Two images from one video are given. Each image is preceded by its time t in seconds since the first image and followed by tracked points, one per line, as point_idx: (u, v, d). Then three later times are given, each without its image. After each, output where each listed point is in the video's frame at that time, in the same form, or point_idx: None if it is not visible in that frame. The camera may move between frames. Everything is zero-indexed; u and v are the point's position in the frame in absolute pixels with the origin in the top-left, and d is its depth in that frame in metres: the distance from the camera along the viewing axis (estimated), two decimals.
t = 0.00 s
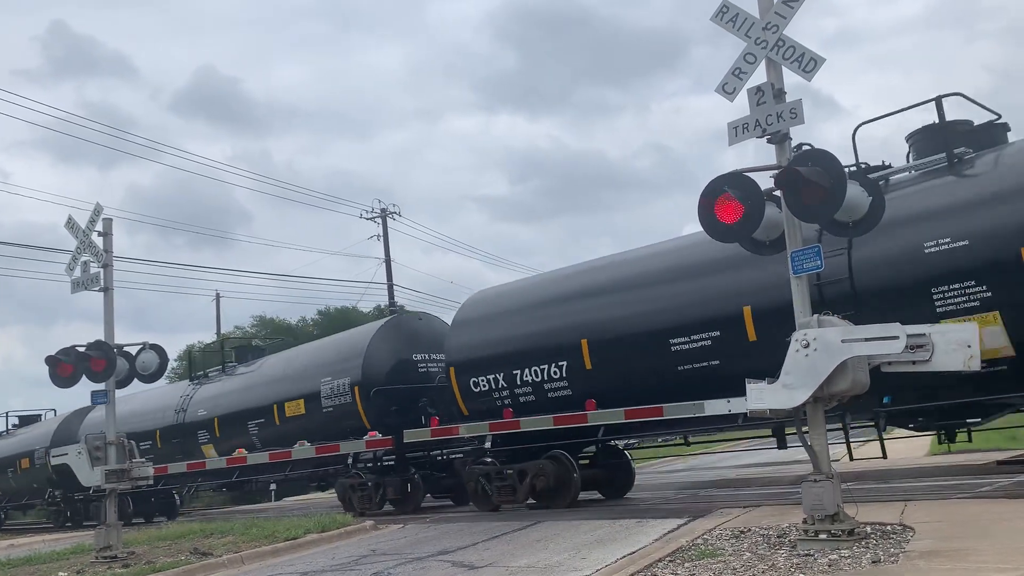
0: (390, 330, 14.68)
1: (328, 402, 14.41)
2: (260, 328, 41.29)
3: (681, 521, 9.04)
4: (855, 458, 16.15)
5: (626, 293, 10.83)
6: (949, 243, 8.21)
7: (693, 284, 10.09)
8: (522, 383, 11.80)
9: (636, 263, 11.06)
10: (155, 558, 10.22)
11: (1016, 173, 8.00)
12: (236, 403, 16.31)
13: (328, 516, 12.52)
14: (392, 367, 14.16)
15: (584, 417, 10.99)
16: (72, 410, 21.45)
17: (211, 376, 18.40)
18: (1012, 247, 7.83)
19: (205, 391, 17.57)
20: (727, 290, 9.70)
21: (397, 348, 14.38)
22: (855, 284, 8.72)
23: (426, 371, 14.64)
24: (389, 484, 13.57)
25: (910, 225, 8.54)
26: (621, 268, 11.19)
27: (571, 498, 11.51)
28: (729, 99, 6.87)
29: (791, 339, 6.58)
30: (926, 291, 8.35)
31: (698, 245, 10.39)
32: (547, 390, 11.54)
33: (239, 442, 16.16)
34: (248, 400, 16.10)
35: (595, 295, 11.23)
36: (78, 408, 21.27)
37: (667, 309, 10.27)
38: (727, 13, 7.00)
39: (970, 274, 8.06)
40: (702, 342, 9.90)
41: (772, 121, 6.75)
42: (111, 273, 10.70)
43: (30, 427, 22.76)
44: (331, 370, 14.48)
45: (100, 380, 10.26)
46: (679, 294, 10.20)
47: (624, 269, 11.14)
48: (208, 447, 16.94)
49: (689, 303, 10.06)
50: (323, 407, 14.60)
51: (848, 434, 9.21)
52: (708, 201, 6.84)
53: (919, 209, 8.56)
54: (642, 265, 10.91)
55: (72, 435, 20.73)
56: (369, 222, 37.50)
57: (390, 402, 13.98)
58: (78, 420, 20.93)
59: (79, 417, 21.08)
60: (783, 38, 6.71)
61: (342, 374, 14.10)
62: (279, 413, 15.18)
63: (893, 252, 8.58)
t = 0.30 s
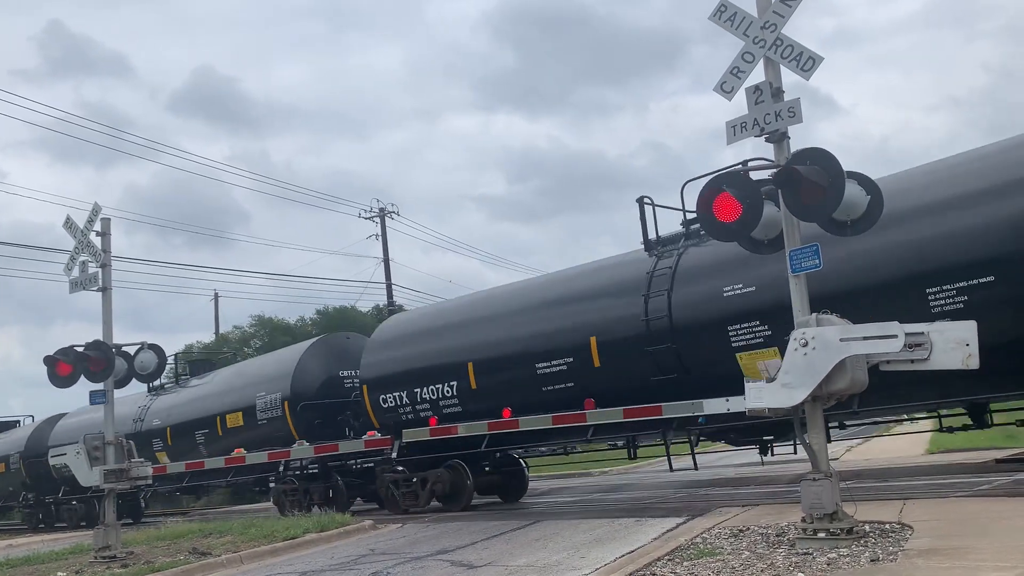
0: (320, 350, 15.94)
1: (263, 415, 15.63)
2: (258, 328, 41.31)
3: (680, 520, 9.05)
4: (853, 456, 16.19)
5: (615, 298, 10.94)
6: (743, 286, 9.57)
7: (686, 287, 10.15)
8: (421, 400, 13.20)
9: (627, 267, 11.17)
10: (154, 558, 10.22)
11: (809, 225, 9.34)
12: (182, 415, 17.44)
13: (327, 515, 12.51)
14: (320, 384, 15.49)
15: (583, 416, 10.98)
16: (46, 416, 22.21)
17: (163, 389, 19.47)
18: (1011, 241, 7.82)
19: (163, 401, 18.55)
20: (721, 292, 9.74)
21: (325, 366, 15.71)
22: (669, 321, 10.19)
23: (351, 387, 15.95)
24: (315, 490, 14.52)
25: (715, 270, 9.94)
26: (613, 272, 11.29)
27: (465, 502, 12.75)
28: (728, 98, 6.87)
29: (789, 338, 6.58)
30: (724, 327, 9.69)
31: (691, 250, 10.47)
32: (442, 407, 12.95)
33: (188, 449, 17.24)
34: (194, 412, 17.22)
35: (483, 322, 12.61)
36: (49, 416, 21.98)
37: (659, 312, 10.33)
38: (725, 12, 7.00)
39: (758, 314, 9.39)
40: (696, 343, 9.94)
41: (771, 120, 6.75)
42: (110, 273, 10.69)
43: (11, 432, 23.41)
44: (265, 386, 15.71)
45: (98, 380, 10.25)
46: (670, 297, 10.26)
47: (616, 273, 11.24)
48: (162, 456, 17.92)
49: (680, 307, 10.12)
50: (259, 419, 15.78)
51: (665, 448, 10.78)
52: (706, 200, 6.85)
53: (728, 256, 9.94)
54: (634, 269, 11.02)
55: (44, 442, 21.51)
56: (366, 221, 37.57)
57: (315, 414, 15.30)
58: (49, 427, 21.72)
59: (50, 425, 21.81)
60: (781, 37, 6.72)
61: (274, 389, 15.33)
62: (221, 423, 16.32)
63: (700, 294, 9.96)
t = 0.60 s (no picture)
0: (261, 364, 16.92)
1: (209, 426, 16.53)
2: (256, 328, 41.31)
3: (679, 520, 9.05)
4: (851, 455, 16.22)
5: (603, 299, 11.14)
6: (592, 319, 11.12)
7: (677, 286, 10.27)
8: (342, 415, 14.58)
9: (615, 272, 11.38)
10: (154, 558, 10.21)
11: (648, 267, 10.83)
12: (138, 424, 18.27)
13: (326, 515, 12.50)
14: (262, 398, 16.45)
15: (581, 415, 10.97)
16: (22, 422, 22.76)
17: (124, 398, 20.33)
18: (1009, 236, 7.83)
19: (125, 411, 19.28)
20: (712, 288, 9.83)
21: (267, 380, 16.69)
22: (577, 340, 11.20)
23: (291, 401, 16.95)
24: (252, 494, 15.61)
25: (575, 305, 11.46)
26: (603, 276, 11.50)
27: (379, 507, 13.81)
28: (727, 97, 6.87)
29: (788, 337, 6.58)
30: (578, 354, 11.21)
31: (673, 252, 10.75)
32: (358, 422, 14.36)
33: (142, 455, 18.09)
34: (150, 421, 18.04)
35: (393, 344, 14.04)
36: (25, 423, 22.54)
37: (652, 311, 10.42)
38: (723, 11, 6.99)
39: (601, 345, 10.94)
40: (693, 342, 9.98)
41: (770, 119, 6.75)
42: (108, 273, 10.69)
43: None
44: (210, 399, 16.64)
45: (97, 380, 10.25)
46: (658, 297, 10.42)
47: (600, 278, 11.51)
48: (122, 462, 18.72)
49: (672, 305, 10.22)
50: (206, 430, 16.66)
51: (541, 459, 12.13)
52: (705, 200, 6.85)
53: (587, 292, 11.46)
54: (621, 273, 11.24)
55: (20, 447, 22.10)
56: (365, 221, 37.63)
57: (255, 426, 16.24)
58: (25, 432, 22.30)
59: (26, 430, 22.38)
60: (780, 36, 6.72)
61: (218, 402, 16.26)
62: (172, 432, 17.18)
63: (562, 326, 11.46)
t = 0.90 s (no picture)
0: (214, 376, 17.70)
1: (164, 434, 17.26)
2: (256, 329, 41.32)
3: (679, 519, 9.05)
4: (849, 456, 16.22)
5: (591, 301, 11.29)
6: (477, 346, 12.50)
7: (671, 284, 10.39)
8: (275, 427, 15.91)
9: (601, 273, 11.53)
10: (153, 558, 10.21)
11: (530, 299, 12.24)
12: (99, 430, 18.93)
13: (326, 514, 12.50)
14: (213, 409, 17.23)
15: (580, 415, 10.97)
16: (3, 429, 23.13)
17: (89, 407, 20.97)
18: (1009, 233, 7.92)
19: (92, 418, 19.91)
20: (710, 285, 9.93)
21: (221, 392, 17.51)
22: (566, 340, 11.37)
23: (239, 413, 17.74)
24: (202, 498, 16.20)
25: (464, 332, 12.87)
26: (590, 277, 11.64)
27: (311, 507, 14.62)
28: (726, 97, 6.87)
29: (787, 337, 6.58)
30: (463, 378, 12.60)
31: (656, 252, 10.95)
32: (290, 434, 15.73)
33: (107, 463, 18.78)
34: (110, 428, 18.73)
35: (321, 362, 15.29)
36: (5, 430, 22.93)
37: (648, 310, 10.52)
38: (723, 10, 6.99)
39: (482, 368, 12.38)
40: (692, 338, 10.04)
41: (769, 119, 6.75)
42: (107, 273, 10.68)
43: None
44: (164, 407, 17.38)
45: (96, 380, 10.24)
46: (650, 296, 10.56)
47: (586, 280, 11.67)
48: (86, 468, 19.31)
49: (667, 303, 10.33)
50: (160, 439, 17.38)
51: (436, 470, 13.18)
52: (705, 199, 6.85)
53: (477, 321, 12.83)
54: (607, 274, 11.39)
55: None
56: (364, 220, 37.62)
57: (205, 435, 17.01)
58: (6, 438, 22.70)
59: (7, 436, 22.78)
60: (779, 35, 6.72)
61: (171, 412, 17.02)
62: (130, 441, 17.91)
63: (454, 350, 12.82)
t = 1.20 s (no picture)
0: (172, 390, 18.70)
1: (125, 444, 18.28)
2: (254, 329, 41.34)
3: (679, 519, 9.06)
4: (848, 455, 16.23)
5: (577, 302, 11.43)
6: (388, 367, 13.70)
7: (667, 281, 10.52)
8: (217, 438, 16.82)
9: (583, 277, 11.72)
10: (153, 558, 10.22)
11: (437, 323, 13.38)
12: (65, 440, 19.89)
13: (325, 515, 12.49)
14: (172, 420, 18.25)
15: (580, 415, 10.98)
16: None
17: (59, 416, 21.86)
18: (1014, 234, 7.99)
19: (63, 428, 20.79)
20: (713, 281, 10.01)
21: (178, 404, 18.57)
22: (504, 350, 12.01)
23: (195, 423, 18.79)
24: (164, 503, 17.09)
25: (377, 353, 14.06)
26: (575, 279, 11.78)
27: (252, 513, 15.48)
28: (725, 96, 6.88)
29: (787, 337, 6.58)
30: (375, 395, 13.78)
31: (642, 253, 11.14)
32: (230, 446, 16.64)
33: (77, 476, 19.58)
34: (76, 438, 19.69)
35: (258, 377, 16.28)
36: None
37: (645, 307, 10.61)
38: (722, 10, 6.99)
39: (389, 387, 13.57)
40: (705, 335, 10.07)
41: (768, 119, 6.76)
42: (107, 273, 10.68)
43: None
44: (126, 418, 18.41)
45: (96, 380, 10.24)
46: (581, 310, 11.31)
47: (572, 282, 11.78)
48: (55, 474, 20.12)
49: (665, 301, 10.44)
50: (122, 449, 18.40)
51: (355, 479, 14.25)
52: (704, 199, 6.84)
53: (391, 344, 13.98)
54: (593, 276, 11.54)
55: None
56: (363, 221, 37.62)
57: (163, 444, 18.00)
58: None
59: None
60: (777, 35, 6.72)
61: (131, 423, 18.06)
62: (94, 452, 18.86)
63: (370, 371, 13.95)
